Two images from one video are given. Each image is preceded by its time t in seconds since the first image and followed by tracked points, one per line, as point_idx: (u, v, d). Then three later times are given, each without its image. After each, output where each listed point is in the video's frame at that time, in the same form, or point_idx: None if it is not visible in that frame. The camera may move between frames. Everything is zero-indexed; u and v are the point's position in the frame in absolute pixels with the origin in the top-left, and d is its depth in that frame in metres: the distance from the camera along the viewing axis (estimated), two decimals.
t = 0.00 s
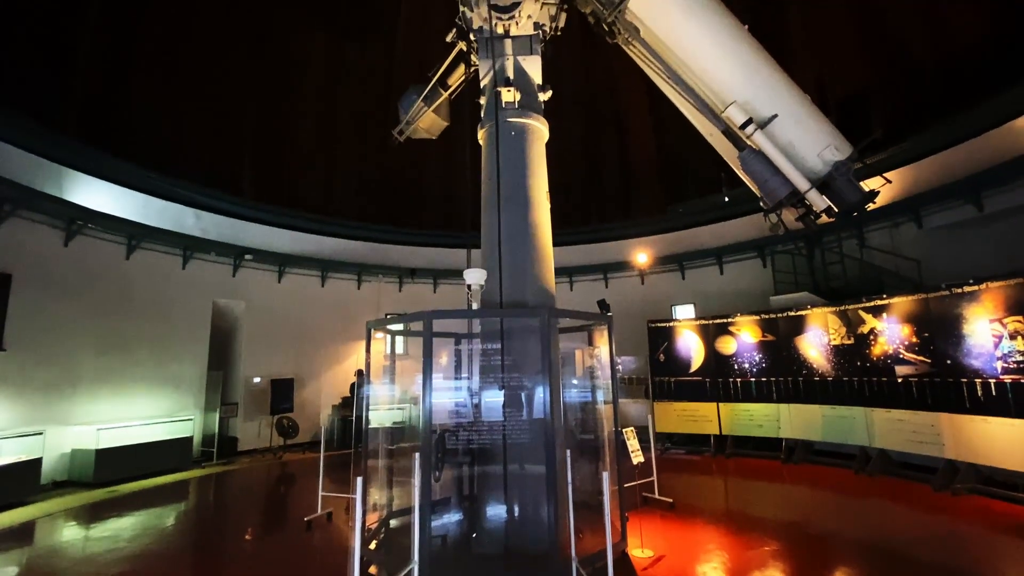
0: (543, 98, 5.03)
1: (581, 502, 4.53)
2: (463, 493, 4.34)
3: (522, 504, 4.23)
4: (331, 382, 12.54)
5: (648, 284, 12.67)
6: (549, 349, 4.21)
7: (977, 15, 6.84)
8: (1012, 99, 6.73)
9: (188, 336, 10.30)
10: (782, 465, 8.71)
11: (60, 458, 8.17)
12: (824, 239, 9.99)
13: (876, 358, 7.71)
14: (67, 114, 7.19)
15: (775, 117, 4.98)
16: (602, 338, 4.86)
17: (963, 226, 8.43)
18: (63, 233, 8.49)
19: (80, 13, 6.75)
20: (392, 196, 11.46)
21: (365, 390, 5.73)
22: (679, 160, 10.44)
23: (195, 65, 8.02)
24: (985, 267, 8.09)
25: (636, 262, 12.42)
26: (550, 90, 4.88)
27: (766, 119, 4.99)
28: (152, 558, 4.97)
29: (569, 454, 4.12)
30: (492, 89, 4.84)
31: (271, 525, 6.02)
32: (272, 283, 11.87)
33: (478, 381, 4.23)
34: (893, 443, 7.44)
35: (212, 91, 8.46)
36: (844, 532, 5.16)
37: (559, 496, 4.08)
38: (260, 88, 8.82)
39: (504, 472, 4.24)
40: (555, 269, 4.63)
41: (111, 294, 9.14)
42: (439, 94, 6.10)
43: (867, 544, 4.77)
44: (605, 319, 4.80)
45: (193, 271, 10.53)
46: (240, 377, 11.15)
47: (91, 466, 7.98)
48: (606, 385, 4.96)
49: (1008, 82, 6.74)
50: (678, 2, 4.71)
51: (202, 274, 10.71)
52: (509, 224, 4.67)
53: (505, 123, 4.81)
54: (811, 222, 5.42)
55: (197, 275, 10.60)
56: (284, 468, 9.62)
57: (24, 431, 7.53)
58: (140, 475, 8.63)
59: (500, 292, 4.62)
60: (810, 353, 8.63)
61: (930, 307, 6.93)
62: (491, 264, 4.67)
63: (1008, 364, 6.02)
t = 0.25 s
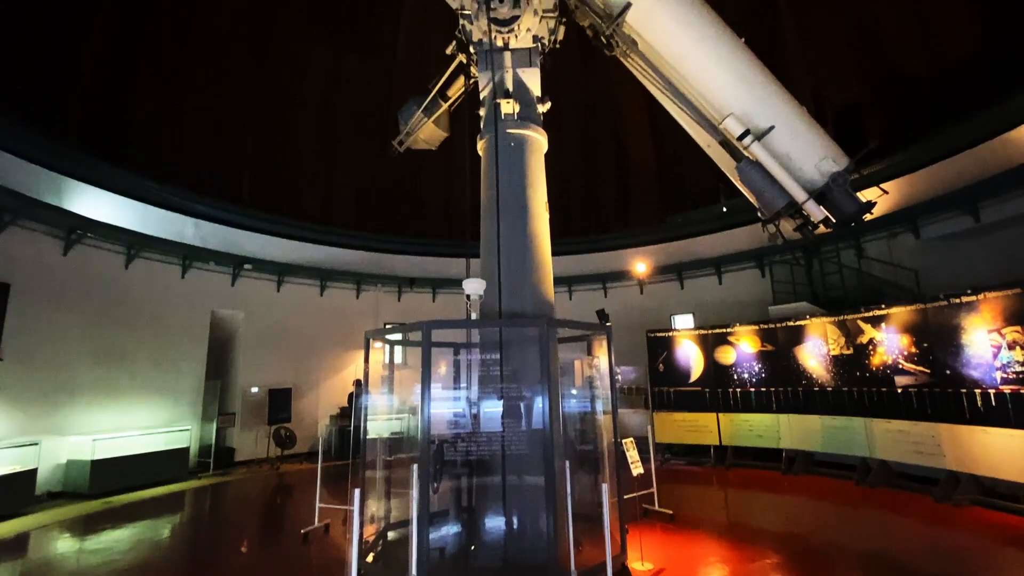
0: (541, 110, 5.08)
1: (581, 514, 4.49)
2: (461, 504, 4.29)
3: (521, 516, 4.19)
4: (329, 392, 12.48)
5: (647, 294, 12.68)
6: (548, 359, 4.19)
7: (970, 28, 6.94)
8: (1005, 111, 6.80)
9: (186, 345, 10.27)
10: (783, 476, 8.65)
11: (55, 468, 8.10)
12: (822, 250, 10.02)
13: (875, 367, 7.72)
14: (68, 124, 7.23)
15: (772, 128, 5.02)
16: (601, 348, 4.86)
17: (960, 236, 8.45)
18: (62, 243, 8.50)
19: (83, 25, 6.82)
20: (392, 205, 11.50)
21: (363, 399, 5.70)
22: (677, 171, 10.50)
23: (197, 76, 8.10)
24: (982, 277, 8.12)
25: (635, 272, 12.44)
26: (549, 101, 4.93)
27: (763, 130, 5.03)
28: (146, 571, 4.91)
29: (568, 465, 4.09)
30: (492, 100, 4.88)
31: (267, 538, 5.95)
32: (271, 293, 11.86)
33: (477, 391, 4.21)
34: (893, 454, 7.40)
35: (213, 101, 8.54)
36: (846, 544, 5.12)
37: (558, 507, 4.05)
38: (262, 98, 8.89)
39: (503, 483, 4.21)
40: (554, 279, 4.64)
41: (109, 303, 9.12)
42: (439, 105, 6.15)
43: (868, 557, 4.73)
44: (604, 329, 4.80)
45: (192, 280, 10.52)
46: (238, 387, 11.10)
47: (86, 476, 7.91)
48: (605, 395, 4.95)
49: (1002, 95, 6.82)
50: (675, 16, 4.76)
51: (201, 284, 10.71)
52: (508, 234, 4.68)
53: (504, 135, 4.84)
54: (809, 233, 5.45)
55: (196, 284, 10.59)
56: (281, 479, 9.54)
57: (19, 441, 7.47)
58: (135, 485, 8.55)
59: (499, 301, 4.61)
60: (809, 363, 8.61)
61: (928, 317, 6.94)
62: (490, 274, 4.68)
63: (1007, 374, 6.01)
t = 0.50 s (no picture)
0: (541, 119, 5.11)
1: (581, 524, 4.46)
2: (460, 514, 4.23)
3: (519, 525, 4.15)
4: (328, 400, 12.43)
5: (646, 302, 12.70)
6: (547, 368, 4.17)
7: (965, 39, 7.03)
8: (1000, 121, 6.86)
9: (185, 352, 10.25)
10: (783, 486, 8.61)
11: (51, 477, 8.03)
12: (820, 258, 10.05)
13: (875, 376, 7.70)
14: (70, 133, 7.27)
15: (770, 138, 5.05)
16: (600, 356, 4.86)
17: (957, 245, 8.53)
18: (61, 250, 8.51)
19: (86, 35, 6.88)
20: (391, 213, 11.52)
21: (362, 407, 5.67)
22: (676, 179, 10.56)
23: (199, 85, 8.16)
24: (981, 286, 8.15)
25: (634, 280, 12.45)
26: (548, 111, 4.96)
27: (760, 139, 5.06)
28: None
29: (567, 474, 4.06)
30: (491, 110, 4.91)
31: (263, 548, 5.90)
32: (270, 300, 11.85)
33: (475, 400, 4.20)
34: (894, 463, 7.37)
35: (214, 109, 8.59)
36: (847, 555, 5.08)
37: (557, 517, 4.02)
38: (263, 107, 8.95)
39: (502, 493, 4.17)
40: (553, 287, 4.64)
41: (107, 311, 9.10)
42: (439, 113, 6.19)
43: (869, 567, 4.70)
44: (603, 337, 4.80)
45: (191, 288, 10.52)
46: (236, 395, 11.06)
47: (82, 485, 7.85)
48: (604, 403, 4.94)
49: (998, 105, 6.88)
50: (672, 27, 4.83)
51: (200, 291, 10.71)
52: (507, 242, 4.69)
53: (503, 143, 4.87)
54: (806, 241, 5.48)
55: (195, 292, 10.59)
56: (278, 488, 9.48)
57: (15, 450, 7.43)
58: (132, 495, 8.50)
59: (499, 310, 4.61)
60: (808, 372, 8.60)
61: (926, 326, 6.96)
62: (490, 283, 4.69)
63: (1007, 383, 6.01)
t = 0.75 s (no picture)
0: (540, 128, 5.13)
1: (581, 534, 4.42)
2: (458, 523, 4.19)
3: (519, 535, 4.12)
4: (326, 408, 12.37)
5: (645, 309, 12.70)
6: (546, 376, 4.16)
7: (960, 49, 7.11)
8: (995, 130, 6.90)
9: (184, 359, 10.23)
10: (784, 495, 8.56)
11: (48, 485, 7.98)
12: (819, 265, 10.08)
13: (875, 384, 7.69)
14: (70, 140, 7.30)
15: (767, 146, 5.08)
16: (600, 364, 4.86)
17: (955, 252, 8.57)
18: (61, 257, 8.54)
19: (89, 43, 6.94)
20: (391, 220, 11.54)
21: (361, 415, 5.65)
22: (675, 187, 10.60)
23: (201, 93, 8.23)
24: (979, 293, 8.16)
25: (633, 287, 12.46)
26: (547, 120, 4.99)
27: (758, 148, 5.10)
28: None
29: (567, 483, 4.04)
30: (491, 118, 4.93)
31: (260, 558, 5.84)
32: (270, 307, 11.84)
33: (475, 407, 4.18)
34: (895, 472, 7.34)
35: (215, 116, 8.63)
36: (849, 564, 5.04)
37: (557, 526, 3.99)
38: (264, 114, 9.01)
39: (502, 502, 4.14)
40: (552, 295, 4.64)
41: (105, 318, 9.08)
42: (439, 122, 6.22)
43: None
44: (603, 345, 4.79)
45: (190, 295, 10.51)
46: (234, 403, 11.02)
47: (78, 493, 7.80)
48: (604, 411, 4.92)
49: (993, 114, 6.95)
50: (671, 37, 4.87)
51: (199, 298, 10.69)
52: (507, 249, 4.70)
53: (503, 152, 4.89)
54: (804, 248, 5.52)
55: (194, 299, 10.57)
56: (276, 497, 9.41)
57: (11, 457, 7.39)
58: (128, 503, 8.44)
59: (498, 317, 4.61)
60: (808, 379, 8.59)
61: (926, 333, 6.97)
62: (489, 290, 4.69)
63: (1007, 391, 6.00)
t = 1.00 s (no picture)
0: (537, 138, 5.17)
1: (579, 546, 4.37)
2: (455, 535, 4.14)
3: (516, 546, 4.07)
4: (323, 418, 12.28)
5: (643, 319, 12.70)
6: (544, 385, 4.14)
7: (951, 62, 7.23)
8: (988, 142, 7.00)
9: (180, 369, 10.16)
10: (783, 506, 8.50)
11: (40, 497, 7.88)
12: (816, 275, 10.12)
13: (873, 394, 7.69)
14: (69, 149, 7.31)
15: (763, 157, 5.14)
16: (597, 374, 4.85)
17: (953, 262, 8.54)
18: (57, 266, 8.47)
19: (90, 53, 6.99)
20: (388, 230, 11.56)
21: (356, 426, 5.59)
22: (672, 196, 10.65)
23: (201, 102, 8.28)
24: (974, 303, 8.20)
25: (631, 297, 12.46)
26: (545, 130, 5.02)
27: (754, 158, 5.14)
28: None
29: (565, 493, 4.01)
30: (489, 129, 4.96)
31: (253, 571, 5.74)
32: (267, 317, 11.80)
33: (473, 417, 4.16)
34: (894, 482, 7.31)
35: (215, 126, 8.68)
36: None
37: (556, 537, 3.96)
38: (264, 124, 9.06)
39: (499, 513, 4.10)
40: (550, 304, 4.64)
41: (101, 327, 9.04)
42: (438, 132, 6.27)
43: None
44: (601, 354, 4.79)
45: (187, 304, 10.47)
46: (229, 413, 10.98)
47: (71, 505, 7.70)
48: (602, 421, 4.90)
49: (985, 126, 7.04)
50: (667, 50, 4.93)
51: (197, 308, 10.65)
52: (505, 259, 4.71)
53: (501, 162, 4.91)
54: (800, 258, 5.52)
55: (191, 308, 10.53)
56: (271, 508, 9.31)
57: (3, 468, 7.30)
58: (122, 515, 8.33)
59: (496, 326, 4.61)
60: (806, 389, 8.58)
61: (923, 343, 6.98)
62: (487, 300, 4.68)
63: (1004, 401, 6.01)
